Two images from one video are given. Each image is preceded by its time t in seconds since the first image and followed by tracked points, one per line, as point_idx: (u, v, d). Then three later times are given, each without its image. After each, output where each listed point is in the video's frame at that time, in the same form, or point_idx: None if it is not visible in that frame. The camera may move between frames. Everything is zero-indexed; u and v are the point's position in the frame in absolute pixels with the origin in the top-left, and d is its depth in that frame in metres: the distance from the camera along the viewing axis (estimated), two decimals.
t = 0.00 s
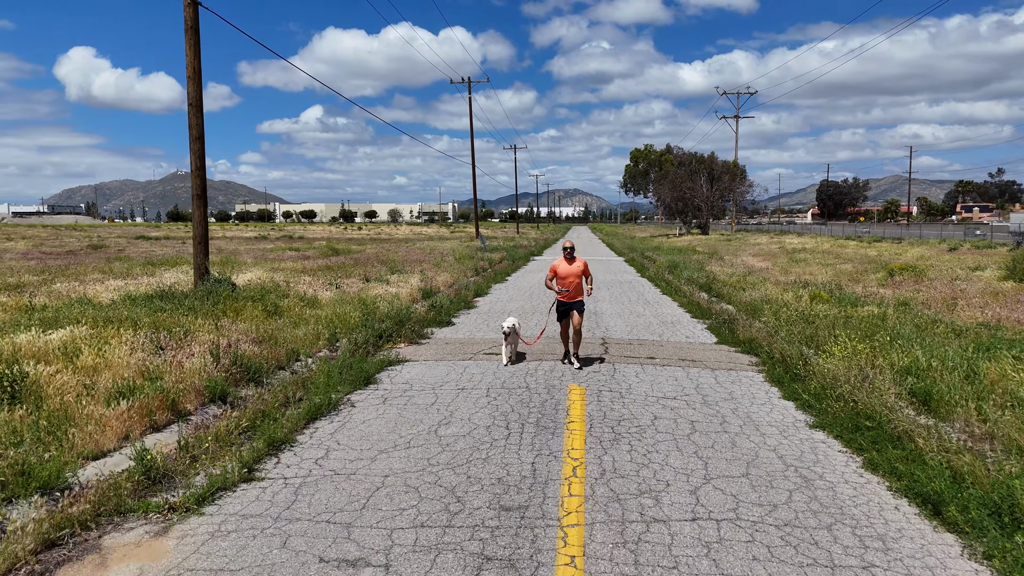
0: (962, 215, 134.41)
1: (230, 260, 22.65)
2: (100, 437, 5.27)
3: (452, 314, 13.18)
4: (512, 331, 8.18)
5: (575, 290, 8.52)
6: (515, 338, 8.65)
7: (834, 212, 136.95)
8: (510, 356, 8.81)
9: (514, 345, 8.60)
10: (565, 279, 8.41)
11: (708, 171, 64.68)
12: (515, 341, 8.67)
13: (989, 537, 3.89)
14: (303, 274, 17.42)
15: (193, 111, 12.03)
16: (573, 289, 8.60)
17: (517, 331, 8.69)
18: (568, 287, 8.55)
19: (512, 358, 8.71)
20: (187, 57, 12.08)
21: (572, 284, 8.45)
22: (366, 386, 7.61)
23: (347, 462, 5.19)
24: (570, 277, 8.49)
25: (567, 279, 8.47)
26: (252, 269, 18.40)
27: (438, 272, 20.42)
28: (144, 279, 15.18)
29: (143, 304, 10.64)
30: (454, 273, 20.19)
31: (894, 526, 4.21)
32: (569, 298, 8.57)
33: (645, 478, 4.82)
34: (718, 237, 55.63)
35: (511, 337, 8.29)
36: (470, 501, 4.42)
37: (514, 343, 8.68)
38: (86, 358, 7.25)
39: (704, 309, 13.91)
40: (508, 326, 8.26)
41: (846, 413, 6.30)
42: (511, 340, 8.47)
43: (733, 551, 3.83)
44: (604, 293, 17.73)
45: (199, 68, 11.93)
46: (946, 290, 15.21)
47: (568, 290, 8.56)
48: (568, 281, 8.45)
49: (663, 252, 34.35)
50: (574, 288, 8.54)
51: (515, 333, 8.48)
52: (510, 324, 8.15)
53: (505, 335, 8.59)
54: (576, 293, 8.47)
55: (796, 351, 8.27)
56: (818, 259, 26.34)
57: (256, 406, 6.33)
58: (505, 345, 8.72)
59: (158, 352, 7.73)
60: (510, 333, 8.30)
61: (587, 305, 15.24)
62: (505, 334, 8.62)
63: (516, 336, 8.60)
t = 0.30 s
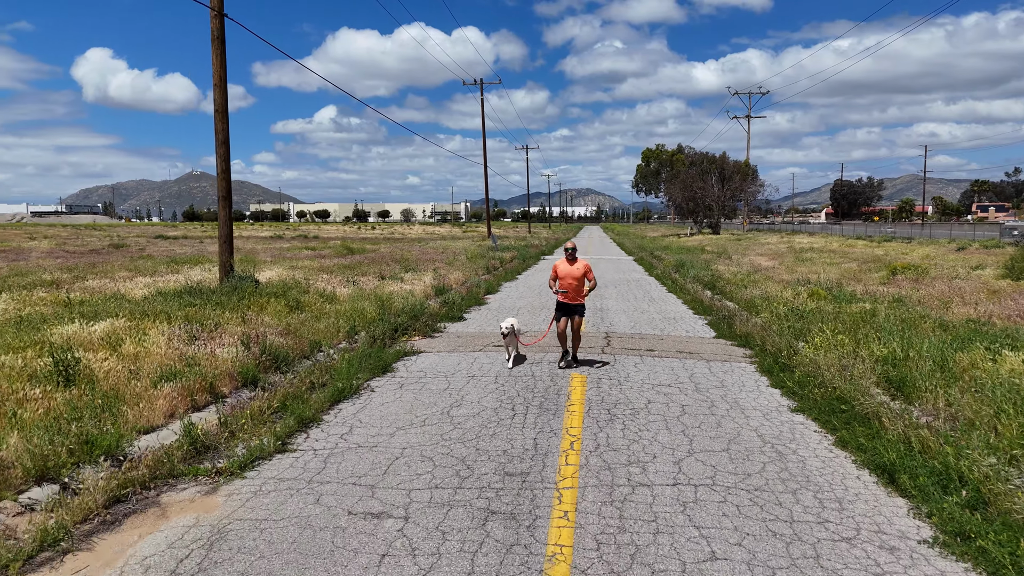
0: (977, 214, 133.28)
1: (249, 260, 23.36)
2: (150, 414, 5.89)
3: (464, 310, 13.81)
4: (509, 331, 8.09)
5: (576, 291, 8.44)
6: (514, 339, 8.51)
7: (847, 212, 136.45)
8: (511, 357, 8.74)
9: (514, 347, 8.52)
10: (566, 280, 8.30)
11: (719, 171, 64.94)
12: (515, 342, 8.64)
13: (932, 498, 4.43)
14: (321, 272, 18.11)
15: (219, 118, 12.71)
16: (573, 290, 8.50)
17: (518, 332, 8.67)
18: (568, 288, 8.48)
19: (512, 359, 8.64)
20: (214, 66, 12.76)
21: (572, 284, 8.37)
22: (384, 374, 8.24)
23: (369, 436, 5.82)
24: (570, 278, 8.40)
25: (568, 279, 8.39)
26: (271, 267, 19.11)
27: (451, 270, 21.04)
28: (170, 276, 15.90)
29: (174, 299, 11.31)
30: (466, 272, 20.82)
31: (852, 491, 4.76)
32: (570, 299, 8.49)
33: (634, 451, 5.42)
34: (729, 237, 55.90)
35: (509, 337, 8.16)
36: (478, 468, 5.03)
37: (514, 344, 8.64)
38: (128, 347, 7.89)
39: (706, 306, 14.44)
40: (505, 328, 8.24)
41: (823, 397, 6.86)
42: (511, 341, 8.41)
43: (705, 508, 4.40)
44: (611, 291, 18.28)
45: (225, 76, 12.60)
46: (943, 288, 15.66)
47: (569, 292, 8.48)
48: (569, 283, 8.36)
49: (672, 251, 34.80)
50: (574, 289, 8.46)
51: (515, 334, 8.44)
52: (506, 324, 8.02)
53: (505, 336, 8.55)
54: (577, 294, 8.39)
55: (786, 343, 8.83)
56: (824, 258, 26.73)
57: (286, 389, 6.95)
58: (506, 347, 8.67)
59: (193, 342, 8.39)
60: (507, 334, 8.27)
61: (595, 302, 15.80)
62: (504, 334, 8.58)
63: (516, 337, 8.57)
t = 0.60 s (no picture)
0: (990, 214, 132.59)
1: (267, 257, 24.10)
2: (195, 392, 6.58)
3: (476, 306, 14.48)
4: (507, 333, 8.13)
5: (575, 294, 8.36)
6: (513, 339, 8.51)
7: (860, 211, 136.06)
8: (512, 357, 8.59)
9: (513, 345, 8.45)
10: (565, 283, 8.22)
11: (730, 170, 65.26)
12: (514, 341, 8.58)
13: (886, 466, 5.03)
14: (338, 269, 18.84)
15: (244, 123, 13.42)
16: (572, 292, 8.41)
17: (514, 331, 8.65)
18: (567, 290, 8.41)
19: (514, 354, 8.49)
20: (239, 74, 13.46)
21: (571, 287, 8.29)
22: (402, 362, 8.93)
23: (391, 414, 6.49)
24: (569, 281, 8.32)
25: (566, 282, 8.31)
26: (291, 265, 19.85)
27: (462, 268, 21.71)
28: (196, 273, 16.66)
29: (205, 294, 12.04)
30: (477, 270, 21.48)
31: (819, 460, 5.38)
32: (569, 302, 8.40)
33: (628, 427, 6.06)
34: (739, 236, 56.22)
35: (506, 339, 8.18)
36: (488, 439, 5.69)
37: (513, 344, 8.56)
38: (168, 336, 8.59)
39: (708, 301, 15.04)
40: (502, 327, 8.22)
41: (806, 382, 7.46)
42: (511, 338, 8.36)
43: (686, 472, 5.04)
44: (617, 288, 18.89)
45: (250, 83, 13.29)
46: (939, 285, 16.18)
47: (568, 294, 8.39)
48: (567, 285, 8.28)
49: (680, 250, 35.33)
50: (573, 291, 8.38)
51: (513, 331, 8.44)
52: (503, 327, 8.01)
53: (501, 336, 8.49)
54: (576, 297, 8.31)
55: (776, 335, 9.43)
56: (828, 257, 27.20)
57: (314, 373, 7.62)
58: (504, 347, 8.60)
59: (226, 333, 9.09)
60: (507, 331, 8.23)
61: (601, 298, 16.42)
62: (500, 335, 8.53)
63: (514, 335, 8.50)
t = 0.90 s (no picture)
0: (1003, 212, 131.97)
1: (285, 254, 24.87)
2: (236, 374, 7.34)
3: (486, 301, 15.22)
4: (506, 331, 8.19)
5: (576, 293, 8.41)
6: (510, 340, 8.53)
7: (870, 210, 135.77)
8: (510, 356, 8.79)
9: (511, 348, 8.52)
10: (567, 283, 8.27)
11: (739, 170, 65.64)
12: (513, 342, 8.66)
13: (847, 436, 5.72)
14: (354, 266, 19.60)
15: (269, 127, 14.21)
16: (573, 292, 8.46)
17: (514, 328, 8.78)
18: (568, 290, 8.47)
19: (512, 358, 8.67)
20: (264, 81, 14.25)
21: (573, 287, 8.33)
22: (419, 350, 9.67)
23: (411, 393, 7.25)
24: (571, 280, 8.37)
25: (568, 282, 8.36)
26: (309, 262, 20.63)
27: (473, 266, 22.42)
28: (220, 270, 17.45)
29: (233, 288, 12.86)
30: (488, 267, 22.18)
31: (790, 431, 6.08)
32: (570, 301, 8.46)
33: (623, 405, 6.79)
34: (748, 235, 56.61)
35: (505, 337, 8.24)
36: (498, 413, 6.43)
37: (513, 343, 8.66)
38: (205, 326, 9.36)
39: (709, 297, 15.70)
40: (501, 328, 8.24)
41: (788, 368, 8.15)
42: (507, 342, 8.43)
43: (672, 440, 5.76)
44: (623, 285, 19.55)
45: (274, 90, 14.06)
46: (933, 282, 16.76)
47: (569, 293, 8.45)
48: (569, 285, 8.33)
49: (686, 248, 35.86)
50: (574, 291, 8.43)
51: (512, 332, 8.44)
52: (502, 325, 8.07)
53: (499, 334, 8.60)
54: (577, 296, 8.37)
55: (767, 327, 10.10)
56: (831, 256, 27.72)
57: (340, 359, 8.38)
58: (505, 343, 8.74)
59: (257, 323, 9.85)
60: (502, 334, 8.27)
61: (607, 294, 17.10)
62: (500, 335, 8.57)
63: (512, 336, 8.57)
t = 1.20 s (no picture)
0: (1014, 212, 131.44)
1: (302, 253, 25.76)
2: (273, 358, 8.17)
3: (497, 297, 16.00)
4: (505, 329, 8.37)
5: (574, 294, 8.56)
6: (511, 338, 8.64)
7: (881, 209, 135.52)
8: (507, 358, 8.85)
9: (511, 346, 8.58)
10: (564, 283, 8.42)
11: (747, 169, 66.10)
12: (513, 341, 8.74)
13: (817, 410, 6.46)
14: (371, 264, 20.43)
15: (292, 132, 15.05)
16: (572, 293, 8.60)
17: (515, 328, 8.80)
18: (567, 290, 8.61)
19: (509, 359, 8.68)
20: (287, 88, 15.08)
21: (570, 287, 8.50)
22: (435, 340, 10.49)
23: (430, 376, 8.05)
24: (568, 281, 8.53)
25: (565, 283, 8.52)
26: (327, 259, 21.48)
27: (484, 264, 23.21)
28: (243, 267, 18.34)
29: (260, 284, 13.71)
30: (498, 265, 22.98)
31: (769, 407, 6.83)
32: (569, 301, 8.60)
33: (620, 385, 7.59)
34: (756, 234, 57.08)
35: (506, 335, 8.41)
36: (509, 392, 7.22)
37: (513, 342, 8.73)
38: (240, 316, 10.20)
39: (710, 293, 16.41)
40: (500, 327, 8.33)
41: (775, 354, 8.89)
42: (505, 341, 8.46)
43: (661, 413, 6.54)
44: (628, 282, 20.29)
45: (298, 97, 14.90)
46: (927, 279, 17.38)
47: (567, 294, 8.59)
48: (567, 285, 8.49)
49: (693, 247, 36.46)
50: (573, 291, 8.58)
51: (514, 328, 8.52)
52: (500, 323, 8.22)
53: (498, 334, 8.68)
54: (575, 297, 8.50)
55: (759, 319, 10.83)
56: (834, 254, 28.29)
57: (365, 346, 9.19)
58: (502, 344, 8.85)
59: (285, 315, 10.69)
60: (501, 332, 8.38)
61: (612, 291, 17.86)
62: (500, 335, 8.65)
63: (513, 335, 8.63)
